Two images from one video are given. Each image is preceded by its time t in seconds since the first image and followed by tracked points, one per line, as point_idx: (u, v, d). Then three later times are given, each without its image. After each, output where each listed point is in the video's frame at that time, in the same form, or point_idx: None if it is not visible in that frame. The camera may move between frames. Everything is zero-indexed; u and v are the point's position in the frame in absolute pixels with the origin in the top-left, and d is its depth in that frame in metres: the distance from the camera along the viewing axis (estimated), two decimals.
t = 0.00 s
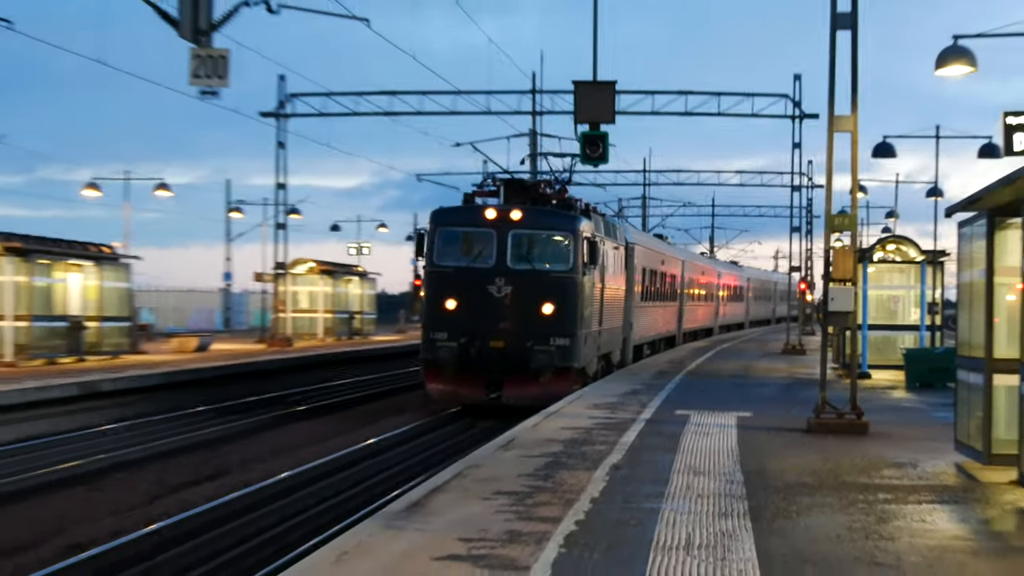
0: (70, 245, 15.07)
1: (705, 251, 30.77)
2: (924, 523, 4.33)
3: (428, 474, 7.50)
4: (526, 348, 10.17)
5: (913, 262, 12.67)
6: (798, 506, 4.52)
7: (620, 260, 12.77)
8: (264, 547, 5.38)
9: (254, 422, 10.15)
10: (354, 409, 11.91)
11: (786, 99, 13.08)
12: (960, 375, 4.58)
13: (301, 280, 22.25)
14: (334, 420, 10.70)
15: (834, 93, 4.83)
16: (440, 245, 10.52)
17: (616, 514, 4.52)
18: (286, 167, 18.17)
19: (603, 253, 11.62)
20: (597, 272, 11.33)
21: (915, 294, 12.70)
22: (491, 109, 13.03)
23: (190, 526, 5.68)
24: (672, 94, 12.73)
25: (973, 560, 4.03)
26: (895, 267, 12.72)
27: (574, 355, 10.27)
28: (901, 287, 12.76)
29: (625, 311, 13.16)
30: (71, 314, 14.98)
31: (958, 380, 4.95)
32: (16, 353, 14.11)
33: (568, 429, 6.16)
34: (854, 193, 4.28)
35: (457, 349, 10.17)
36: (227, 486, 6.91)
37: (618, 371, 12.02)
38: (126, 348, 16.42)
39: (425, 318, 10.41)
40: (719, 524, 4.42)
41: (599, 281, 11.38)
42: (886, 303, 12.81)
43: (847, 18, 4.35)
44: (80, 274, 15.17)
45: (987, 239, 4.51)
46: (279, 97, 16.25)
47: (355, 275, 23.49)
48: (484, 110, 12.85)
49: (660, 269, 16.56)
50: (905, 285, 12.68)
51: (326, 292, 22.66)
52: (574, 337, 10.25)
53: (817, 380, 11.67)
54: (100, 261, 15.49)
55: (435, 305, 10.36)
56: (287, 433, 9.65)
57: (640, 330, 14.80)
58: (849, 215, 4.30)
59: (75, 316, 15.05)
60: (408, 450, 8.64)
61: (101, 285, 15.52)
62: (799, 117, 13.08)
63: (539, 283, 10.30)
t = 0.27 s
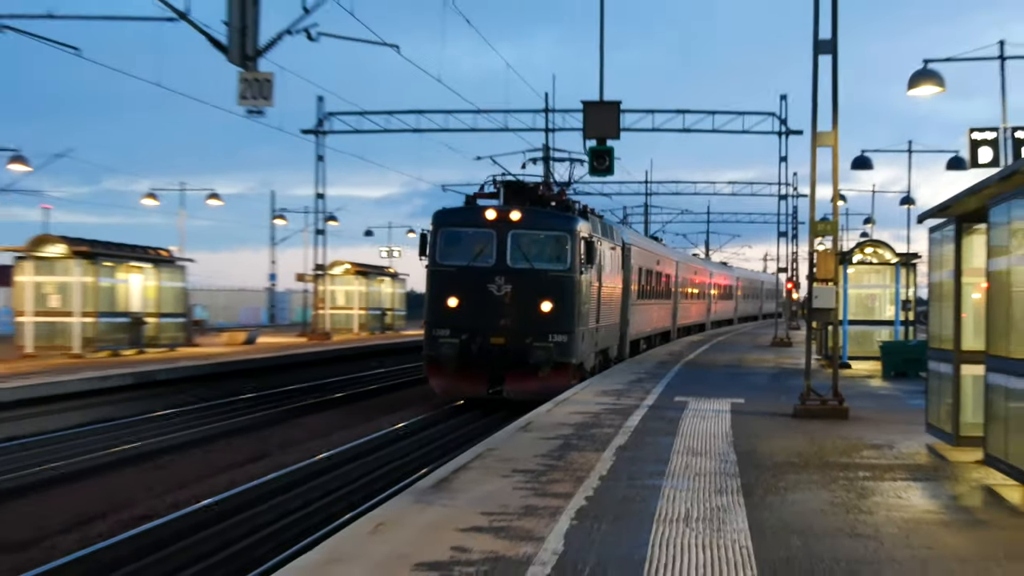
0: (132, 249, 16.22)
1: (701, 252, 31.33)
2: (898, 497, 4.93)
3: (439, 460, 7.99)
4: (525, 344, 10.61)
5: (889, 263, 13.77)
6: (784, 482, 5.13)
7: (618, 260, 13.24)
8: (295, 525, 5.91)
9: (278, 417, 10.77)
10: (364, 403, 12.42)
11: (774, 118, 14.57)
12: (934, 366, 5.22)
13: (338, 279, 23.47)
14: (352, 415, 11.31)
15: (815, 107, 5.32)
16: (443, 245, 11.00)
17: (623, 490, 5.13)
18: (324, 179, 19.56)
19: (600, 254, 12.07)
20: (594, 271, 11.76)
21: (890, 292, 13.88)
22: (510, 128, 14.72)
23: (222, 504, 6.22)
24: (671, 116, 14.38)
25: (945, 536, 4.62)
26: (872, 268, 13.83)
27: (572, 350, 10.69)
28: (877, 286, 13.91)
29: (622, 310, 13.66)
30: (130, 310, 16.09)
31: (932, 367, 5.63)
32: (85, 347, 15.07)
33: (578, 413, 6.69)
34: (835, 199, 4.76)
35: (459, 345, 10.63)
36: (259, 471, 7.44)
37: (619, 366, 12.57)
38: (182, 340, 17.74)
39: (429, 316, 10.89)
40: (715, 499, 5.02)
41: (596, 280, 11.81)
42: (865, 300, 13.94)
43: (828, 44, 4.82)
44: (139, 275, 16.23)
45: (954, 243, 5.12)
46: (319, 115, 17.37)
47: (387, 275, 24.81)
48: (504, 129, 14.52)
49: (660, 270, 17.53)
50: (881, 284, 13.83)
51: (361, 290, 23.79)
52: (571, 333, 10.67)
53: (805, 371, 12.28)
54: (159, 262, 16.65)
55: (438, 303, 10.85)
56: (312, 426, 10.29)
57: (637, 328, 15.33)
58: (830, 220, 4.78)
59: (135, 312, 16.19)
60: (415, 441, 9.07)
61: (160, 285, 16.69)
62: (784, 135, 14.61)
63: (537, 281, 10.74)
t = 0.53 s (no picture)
0: (187, 257, 17.38)
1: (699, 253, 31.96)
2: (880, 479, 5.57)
3: (452, 452, 8.49)
4: (529, 346, 11.02)
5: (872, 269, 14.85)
6: (778, 466, 5.76)
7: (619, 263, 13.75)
8: (339, 503, 6.48)
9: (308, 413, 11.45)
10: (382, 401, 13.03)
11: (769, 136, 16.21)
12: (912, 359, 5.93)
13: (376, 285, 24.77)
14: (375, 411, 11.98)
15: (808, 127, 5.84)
16: (448, 249, 11.40)
17: (633, 474, 5.76)
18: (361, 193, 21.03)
19: (602, 257, 12.53)
20: (595, 274, 12.18)
21: (873, 295, 15.07)
22: (529, 146, 16.28)
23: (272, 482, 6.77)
24: (676, 133, 15.95)
25: (923, 513, 5.25)
26: (857, 273, 14.93)
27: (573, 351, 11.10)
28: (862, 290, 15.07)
29: (624, 310, 14.21)
30: (190, 313, 17.23)
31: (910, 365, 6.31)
32: (147, 345, 16.13)
33: (592, 403, 7.28)
34: (823, 212, 5.28)
35: (464, 346, 11.05)
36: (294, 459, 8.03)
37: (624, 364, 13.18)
38: (235, 339, 18.94)
39: (435, 317, 11.31)
40: (716, 481, 5.64)
41: (597, 282, 12.23)
42: (850, 301, 15.16)
43: (818, 72, 5.34)
44: (197, 280, 17.34)
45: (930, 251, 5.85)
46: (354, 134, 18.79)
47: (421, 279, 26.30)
48: (523, 147, 16.10)
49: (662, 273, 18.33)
50: (865, 288, 15.02)
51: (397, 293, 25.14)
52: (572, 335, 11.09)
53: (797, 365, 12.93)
54: (213, 268, 17.78)
55: (443, 305, 11.25)
56: (338, 421, 10.97)
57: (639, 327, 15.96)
58: (819, 231, 5.30)
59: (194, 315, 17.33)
60: (424, 436, 9.49)
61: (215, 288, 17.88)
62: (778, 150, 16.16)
63: (540, 285, 11.15)
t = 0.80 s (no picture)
0: (226, 262, 18.59)
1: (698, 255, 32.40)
2: (861, 466, 6.08)
3: (455, 447, 8.90)
4: (522, 346, 11.36)
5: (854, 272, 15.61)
6: (768, 454, 6.27)
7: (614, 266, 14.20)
8: (360, 490, 6.98)
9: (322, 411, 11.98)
10: (394, 399, 13.56)
11: (755, 149, 17.61)
12: (892, 356, 6.49)
13: (398, 287, 25.71)
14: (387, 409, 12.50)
15: (798, 139, 6.29)
16: (444, 251, 11.88)
17: (635, 460, 6.27)
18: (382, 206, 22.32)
19: (595, 260, 12.93)
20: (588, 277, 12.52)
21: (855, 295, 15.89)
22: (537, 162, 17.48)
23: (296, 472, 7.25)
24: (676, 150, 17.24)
25: (902, 496, 5.77)
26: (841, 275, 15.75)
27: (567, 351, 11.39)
28: (845, 291, 15.93)
29: (619, 312, 14.69)
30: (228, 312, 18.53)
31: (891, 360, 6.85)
32: (188, 343, 17.45)
33: (597, 396, 7.79)
34: (809, 219, 5.75)
35: (459, 347, 11.43)
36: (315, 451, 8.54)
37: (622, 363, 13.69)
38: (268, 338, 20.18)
39: (430, 318, 11.74)
40: (711, 467, 6.16)
41: (590, 284, 12.56)
42: (835, 302, 16.02)
43: (805, 91, 5.81)
44: (235, 283, 18.63)
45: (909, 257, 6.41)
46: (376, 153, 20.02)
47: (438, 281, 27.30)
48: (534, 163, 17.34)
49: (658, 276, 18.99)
50: (848, 289, 15.88)
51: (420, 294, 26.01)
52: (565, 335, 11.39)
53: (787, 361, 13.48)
54: (251, 273, 19.13)
55: (438, 306, 11.69)
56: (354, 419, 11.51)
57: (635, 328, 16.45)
58: (805, 237, 5.77)
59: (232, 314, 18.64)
60: (422, 435, 9.84)
61: (252, 291, 19.19)
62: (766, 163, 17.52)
63: (533, 285, 11.52)
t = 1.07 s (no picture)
0: (268, 265, 20.44)
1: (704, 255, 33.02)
2: (855, 452, 6.52)
3: (458, 446, 8.91)
4: (522, 346, 11.20)
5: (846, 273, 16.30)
6: (768, 440, 6.73)
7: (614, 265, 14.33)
8: (386, 478, 7.45)
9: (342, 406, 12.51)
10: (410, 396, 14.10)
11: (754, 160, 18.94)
12: (883, 351, 6.96)
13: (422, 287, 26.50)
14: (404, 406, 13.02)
15: (796, 147, 6.75)
16: (443, 249, 11.73)
17: (645, 447, 6.73)
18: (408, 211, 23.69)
19: (595, 260, 12.91)
20: (588, 277, 12.41)
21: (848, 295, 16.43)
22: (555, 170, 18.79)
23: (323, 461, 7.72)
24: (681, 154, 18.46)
25: (894, 481, 6.21)
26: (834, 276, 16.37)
27: (567, 351, 11.26)
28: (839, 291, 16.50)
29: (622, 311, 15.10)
30: (267, 311, 20.29)
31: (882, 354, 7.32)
32: (231, 339, 19.12)
33: (608, 387, 8.28)
34: (806, 224, 6.19)
35: (457, 347, 11.25)
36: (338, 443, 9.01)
37: (626, 361, 14.12)
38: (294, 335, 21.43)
39: (429, 318, 11.56)
40: (715, 454, 6.60)
41: (590, 283, 12.46)
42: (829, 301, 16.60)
43: (802, 104, 6.25)
44: (274, 285, 20.45)
45: (898, 258, 6.87)
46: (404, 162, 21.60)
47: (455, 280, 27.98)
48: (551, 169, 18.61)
49: (660, 275, 19.47)
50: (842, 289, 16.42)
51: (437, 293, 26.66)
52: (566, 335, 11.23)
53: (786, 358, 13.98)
54: (289, 274, 20.89)
55: (437, 305, 11.51)
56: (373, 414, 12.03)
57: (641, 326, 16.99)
58: (802, 240, 6.21)
59: (271, 313, 20.42)
60: (421, 435, 9.75)
61: (290, 291, 21.01)
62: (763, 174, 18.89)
63: (533, 284, 11.37)
